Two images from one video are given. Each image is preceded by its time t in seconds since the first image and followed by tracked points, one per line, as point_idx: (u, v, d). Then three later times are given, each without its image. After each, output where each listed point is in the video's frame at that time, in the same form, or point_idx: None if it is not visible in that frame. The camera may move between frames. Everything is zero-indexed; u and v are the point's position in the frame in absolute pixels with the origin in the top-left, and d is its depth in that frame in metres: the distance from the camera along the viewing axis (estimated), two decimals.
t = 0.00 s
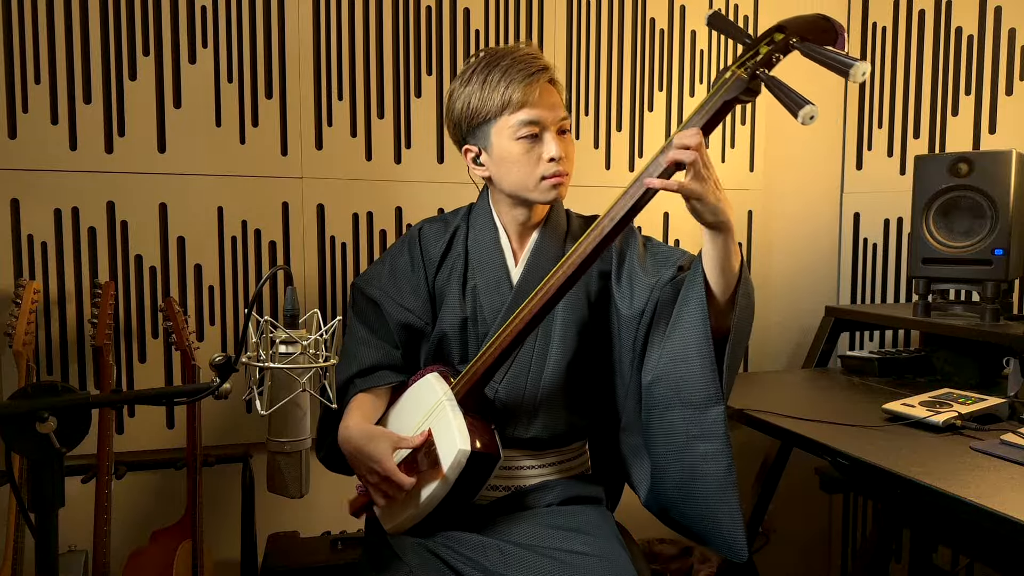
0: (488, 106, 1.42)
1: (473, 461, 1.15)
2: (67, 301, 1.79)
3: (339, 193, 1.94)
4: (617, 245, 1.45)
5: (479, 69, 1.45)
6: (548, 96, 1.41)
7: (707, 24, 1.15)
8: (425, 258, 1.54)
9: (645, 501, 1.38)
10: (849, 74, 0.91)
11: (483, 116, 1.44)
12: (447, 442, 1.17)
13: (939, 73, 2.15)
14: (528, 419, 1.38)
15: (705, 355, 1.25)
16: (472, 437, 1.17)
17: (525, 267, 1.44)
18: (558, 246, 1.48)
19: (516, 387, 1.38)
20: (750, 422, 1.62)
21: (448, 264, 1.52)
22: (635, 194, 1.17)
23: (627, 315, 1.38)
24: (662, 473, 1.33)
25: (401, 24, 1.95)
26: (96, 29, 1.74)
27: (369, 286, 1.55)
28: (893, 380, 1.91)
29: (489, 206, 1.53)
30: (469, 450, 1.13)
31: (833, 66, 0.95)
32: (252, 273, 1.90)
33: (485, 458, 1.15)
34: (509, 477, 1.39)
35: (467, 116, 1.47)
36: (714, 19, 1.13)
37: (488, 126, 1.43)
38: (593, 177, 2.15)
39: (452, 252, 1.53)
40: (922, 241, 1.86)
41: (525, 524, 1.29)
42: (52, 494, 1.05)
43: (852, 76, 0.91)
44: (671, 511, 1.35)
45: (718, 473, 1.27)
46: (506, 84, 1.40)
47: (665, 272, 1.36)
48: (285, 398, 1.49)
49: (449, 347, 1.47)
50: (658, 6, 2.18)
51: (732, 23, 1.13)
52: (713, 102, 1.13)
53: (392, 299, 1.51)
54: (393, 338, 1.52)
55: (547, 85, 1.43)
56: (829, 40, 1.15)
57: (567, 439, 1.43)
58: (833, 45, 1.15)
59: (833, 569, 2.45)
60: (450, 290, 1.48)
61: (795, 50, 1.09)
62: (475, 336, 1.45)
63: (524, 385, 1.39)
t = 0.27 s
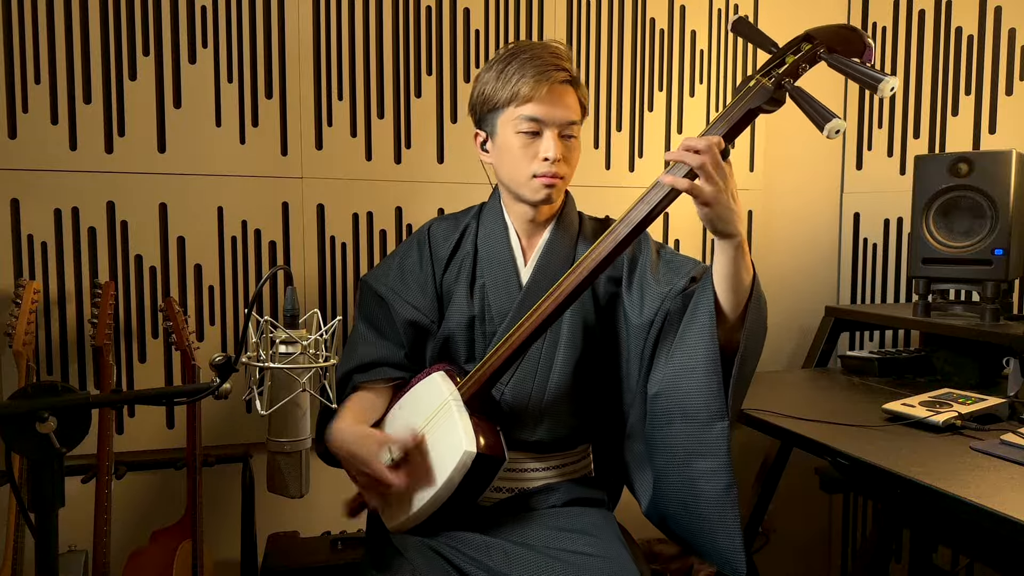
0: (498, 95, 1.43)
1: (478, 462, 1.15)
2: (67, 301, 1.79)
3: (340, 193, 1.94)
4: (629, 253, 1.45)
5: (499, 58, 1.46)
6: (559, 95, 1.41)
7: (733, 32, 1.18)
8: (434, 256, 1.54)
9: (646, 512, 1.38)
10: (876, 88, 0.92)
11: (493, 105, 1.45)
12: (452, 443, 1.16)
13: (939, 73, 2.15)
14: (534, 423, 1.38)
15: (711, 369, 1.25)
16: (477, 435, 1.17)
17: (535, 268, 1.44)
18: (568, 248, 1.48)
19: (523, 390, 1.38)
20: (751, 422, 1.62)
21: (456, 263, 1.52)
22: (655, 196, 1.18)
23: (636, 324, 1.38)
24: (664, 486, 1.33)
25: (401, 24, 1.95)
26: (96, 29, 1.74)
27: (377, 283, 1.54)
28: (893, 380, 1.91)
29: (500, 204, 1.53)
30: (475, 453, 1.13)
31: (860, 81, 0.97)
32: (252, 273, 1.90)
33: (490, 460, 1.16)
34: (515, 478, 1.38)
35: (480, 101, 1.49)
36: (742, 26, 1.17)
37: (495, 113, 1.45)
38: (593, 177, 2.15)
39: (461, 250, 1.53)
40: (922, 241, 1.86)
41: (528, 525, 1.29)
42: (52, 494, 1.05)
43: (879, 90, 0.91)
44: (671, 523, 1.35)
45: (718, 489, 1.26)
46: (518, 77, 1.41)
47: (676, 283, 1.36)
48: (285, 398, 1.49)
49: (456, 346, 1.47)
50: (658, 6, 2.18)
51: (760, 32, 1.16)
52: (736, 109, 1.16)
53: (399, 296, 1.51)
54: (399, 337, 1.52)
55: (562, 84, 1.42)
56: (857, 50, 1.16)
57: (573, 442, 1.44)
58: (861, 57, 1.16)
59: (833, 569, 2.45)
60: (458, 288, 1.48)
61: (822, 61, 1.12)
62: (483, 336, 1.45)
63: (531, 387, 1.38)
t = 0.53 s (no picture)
0: (515, 98, 1.43)
1: (481, 462, 1.15)
2: (67, 301, 1.79)
3: (340, 193, 1.94)
4: (633, 253, 1.44)
5: (511, 62, 1.45)
6: (576, 96, 1.42)
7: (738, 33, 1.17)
8: (438, 254, 1.54)
9: (659, 514, 1.38)
10: (882, 89, 0.91)
11: (510, 108, 1.44)
12: (456, 442, 1.17)
13: (939, 73, 2.15)
14: (537, 421, 1.38)
15: (721, 367, 1.25)
16: (481, 437, 1.16)
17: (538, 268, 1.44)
18: (572, 248, 1.48)
19: (526, 391, 1.38)
20: (751, 422, 1.62)
21: (461, 259, 1.52)
22: (659, 198, 1.17)
23: (642, 322, 1.39)
24: (676, 487, 1.33)
25: (400, 24, 1.95)
26: (96, 29, 1.74)
27: (382, 280, 1.54)
28: (893, 380, 1.91)
29: (504, 203, 1.53)
30: (478, 451, 1.13)
31: (865, 82, 0.96)
32: (252, 273, 1.90)
33: (493, 461, 1.16)
34: (517, 477, 1.39)
35: (493, 106, 1.48)
36: (746, 28, 1.15)
37: (511, 117, 1.44)
38: (593, 177, 2.15)
39: (466, 247, 1.53)
40: (923, 241, 1.86)
41: (529, 524, 1.29)
42: (52, 494, 1.05)
43: (885, 92, 0.90)
44: (680, 521, 1.35)
45: (731, 487, 1.27)
46: (536, 79, 1.41)
47: (683, 279, 1.37)
48: (285, 398, 1.49)
49: (461, 344, 1.47)
50: (658, 6, 2.18)
51: (763, 34, 1.15)
52: (739, 111, 1.14)
53: (405, 294, 1.51)
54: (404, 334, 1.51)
55: (578, 86, 1.44)
56: (861, 53, 1.13)
57: (575, 441, 1.44)
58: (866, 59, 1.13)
59: (833, 569, 2.45)
60: (463, 286, 1.48)
61: (827, 62, 1.11)
62: (487, 334, 1.45)
63: (534, 388, 1.38)
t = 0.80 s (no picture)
0: (504, 96, 1.43)
1: (481, 460, 1.14)
2: (67, 301, 1.79)
3: (339, 193, 1.94)
4: (623, 249, 1.45)
5: (501, 60, 1.46)
6: (564, 96, 1.43)
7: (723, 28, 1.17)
8: (429, 257, 1.54)
9: (663, 507, 1.38)
10: (865, 80, 0.92)
11: (498, 105, 1.44)
12: (455, 441, 1.16)
13: (939, 73, 2.15)
14: (534, 419, 1.38)
15: (720, 354, 1.26)
16: (480, 436, 1.16)
17: (531, 265, 1.44)
18: (562, 247, 1.48)
19: (523, 387, 1.38)
20: (751, 422, 1.62)
21: (453, 261, 1.52)
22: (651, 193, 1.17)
23: (635, 316, 1.39)
24: (680, 478, 1.33)
25: (401, 24, 1.95)
26: (96, 29, 1.74)
27: (373, 285, 1.54)
28: (893, 380, 1.91)
29: (493, 204, 1.53)
30: (478, 450, 1.13)
31: (849, 73, 0.96)
32: (252, 274, 1.90)
33: (493, 459, 1.16)
34: (516, 476, 1.39)
35: (482, 104, 1.48)
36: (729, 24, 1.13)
37: (499, 115, 1.44)
38: (593, 177, 2.15)
39: (457, 249, 1.53)
40: (923, 241, 1.86)
41: (528, 524, 1.29)
42: (53, 494, 1.05)
43: (868, 83, 0.91)
44: (686, 511, 1.35)
45: (733, 475, 1.27)
46: (524, 78, 1.41)
47: (674, 271, 1.38)
48: (285, 398, 1.49)
49: (457, 344, 1.47)
50: (658, 6, 2.18)
51: (747, 30, 1.14)
52: (726, 107, 1.14)
53: (397, 298, 1.50)
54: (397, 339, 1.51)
55: (566, 87, 1.45)
56: (842, 48, 1.13)
57: (573, 439, 1.44)
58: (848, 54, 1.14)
59: (833, 569, 2.45)
60: (455, 287, 1.48)
61: (811, 57, 1.09)
62: (482, 334, 1.46)
63: (530, 385, 1.39)
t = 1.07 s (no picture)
0: (485, 95, 1.43)
1: (475, 460, 1.15)
2: (67, 301, 1.79)
3: (339, 193, 1.94)
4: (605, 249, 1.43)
5: (485, 59, 1.46)
6: (546, 97, 1.42)
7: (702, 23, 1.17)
8: (416, 260, 1.55)
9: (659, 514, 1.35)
10: (843, 72, 0.91)
11: (479, 104, 1.44)
12: (449, 441, 1.16)
13: (939, 73, 2.15)
14: (527, 417, 1.38)
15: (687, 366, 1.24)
16: (474, 437, 1.16)
17: (515, 264, 1.44)
18: (546, 245, 1.48)
19: (515, 386, 1.38)
20: (750, 422, 1.62)
21: (438, 264, 1.52)
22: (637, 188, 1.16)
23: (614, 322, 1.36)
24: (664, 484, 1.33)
25: (401, 24, 1.95)
26: (96, 29, 1.74)
27: (361, 292, 1.56)
28: (893, 380, 1.91)
29: (477, 206, 1.53)
30: (472, 450, 1.13)
31: (827, 65, 0.96)
32: (252, 273, 1.90)
33: (487, 458, 1.16)
34: (511, 476, 1.39)
35: (465, 101, 1.48)
36: (709, 19, 1.14)
37: (480, 113, 1.45)
38: (593, 177, 2.15)
39: (443, 251, 1.53)
40: (922, 241, 1.86)
41: (526, 523, 1.29)
42: (53, 494, 1.05)
43: (846, 74, 0.91)
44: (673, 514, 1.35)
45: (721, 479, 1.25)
46: (507, 78, 1.41)
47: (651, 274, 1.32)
48: (285, 398, 1.50)
49: (447, 345, 1.46)
50: (658, 6, 2.18)
51: (727, 24, 1.14)
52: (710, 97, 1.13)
53: (385, 303, 1.52)
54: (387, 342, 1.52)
55: (549, 87, 1.43)
56: (822, 39, 1.13)
57: (569, 437, 1.44)
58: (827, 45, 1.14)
59: (833, 569, 2.45)
60: (442, 288, 1.48)
61: (791, 48, 1.10)
62: (471, 334, 1.45)
63: (522, 384, 1.39)
